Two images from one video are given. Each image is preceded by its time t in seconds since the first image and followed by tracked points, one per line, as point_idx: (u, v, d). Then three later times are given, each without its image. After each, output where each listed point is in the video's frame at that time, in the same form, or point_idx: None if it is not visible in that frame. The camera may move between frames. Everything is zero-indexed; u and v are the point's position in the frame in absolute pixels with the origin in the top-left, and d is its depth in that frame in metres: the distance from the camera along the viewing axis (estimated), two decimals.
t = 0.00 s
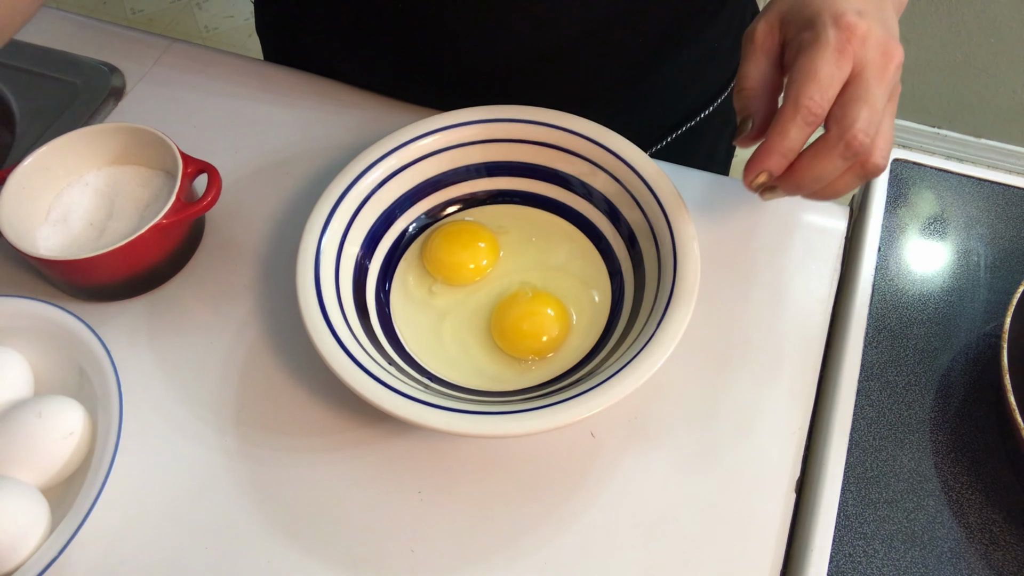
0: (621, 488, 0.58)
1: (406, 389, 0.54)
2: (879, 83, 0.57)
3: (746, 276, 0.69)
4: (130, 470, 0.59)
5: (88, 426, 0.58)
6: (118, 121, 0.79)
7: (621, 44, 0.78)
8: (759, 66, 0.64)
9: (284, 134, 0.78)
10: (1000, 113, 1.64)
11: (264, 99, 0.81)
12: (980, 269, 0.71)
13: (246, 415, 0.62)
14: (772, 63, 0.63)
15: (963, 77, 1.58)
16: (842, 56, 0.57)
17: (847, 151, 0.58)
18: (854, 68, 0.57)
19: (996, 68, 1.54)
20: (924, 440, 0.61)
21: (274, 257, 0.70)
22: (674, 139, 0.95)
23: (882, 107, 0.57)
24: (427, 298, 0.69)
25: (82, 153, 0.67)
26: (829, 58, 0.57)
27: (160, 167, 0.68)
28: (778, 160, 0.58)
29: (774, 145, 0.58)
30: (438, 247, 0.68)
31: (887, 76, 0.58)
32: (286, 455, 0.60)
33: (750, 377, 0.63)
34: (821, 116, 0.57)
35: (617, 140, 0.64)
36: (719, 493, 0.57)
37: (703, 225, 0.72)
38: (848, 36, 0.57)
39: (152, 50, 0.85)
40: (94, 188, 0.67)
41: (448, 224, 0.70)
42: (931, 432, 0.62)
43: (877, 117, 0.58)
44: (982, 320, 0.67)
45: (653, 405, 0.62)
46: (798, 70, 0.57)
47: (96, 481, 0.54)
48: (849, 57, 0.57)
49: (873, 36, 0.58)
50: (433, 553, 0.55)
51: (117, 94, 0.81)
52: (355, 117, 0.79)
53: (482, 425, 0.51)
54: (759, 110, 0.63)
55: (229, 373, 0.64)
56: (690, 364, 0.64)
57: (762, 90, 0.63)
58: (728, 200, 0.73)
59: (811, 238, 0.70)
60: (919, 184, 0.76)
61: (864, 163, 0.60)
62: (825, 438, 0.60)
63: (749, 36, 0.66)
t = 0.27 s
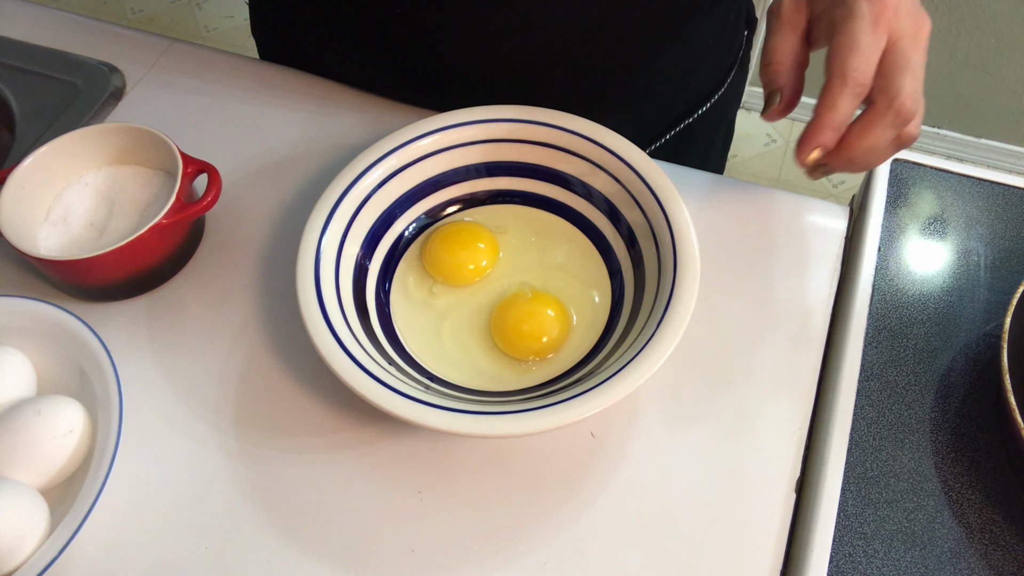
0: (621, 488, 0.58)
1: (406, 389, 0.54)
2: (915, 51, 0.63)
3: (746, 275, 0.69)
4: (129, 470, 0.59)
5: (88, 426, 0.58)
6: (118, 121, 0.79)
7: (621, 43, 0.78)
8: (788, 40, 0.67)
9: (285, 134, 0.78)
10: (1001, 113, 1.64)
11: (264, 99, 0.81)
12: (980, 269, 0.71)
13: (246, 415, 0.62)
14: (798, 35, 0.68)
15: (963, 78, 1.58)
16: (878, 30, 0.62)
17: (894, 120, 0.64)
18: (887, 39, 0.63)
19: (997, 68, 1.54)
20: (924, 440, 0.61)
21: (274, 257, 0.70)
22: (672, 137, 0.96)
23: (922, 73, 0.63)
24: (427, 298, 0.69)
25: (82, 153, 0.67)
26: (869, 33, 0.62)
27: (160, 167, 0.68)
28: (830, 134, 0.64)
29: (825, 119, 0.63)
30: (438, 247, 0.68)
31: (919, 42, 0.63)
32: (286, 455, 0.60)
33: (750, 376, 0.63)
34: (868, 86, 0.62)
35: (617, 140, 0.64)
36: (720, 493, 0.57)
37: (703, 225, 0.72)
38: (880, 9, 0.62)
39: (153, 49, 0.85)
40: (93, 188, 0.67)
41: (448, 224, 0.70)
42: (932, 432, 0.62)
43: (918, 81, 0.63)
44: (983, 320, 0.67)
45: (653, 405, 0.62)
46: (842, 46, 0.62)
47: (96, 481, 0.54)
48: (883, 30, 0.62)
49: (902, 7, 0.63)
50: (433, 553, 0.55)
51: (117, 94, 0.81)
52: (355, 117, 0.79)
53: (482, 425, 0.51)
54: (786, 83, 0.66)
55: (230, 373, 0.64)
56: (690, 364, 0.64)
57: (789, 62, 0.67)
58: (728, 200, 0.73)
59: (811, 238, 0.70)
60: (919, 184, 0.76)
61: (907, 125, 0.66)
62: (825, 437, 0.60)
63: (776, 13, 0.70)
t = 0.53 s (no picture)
0: (621, 488, 0.58)
1: (406, 389, 0.54)
2: (930, 20, 0.66)
3: (747, 275, 0.69)
4: (130, 470, 0.59)
5: (88, 426, 0.58)
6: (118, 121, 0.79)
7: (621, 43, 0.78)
8: (796, 19, 0.69)
9: (285, 134, 0.78)
10: (1000, 114, 1.64)
11: (264, 99, 0.81)
12: (980, 269, 0.71)
13: (246, 415, 0.62)
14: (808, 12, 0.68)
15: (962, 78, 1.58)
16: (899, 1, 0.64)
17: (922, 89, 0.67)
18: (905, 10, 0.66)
19: (996, 68, 1.54)
20: (924, 440, 0.61)
21: (274, 257, 0.70)
22: (670, 134, 0.96)
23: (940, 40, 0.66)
24: (426, 298, 0.69)
25: (81, 153, 0.67)
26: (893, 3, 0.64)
27: (160, 167, 0.68)
28: (867, 100, 0.64)
29: (862, 86, 0.64)
30: (437, 248, 0.68)
31: (932, 12, 0.67)
32: (286, 455, 0.60)
33: (751, 376, 0.63)
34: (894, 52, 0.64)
35: (617, 140, 0.64)
36: (720, 493, 0.57)
37: (704, 225, 0.72)
38: None
39: (153, 50, 0.85)
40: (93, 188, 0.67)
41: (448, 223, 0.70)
42: (932, 432, 0.62)
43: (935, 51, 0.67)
44: (982, 320, 0.67)
45: (653, 406, 0.62)
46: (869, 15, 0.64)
47: (96, 481, 0.54)
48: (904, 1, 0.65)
49: None
50: (431, 554, 0.55)
51: (117, 94, 0.81)
52: (355, 118, 0.79)
53: (482, 425, 0.51)
54: (794, 62, 0.68)
55: (229, 373, 0.64)
56: (689, 364, 0.64)
57: (799, 42, 0.68)
58: (727, 199, 0.73)
59: (811, 238, 0.70)
60: (919, 183, 0.76)
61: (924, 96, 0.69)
62: (825, 438, 0.60)
63: None
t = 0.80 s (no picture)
0: (621, 488, 0.58)
1: (406, 390, 0.54)
2: (953, 21, 0.70)
3: (747, 276, 0.69)
4: (129, 471, 0.59)
5: (88, 426, 0.58)
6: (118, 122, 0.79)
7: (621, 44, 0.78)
8: (819, 27, 0.72)
9: (285, 134, 0.78)
10: (1000, 115, 1.64)
11: (264, 100, 0.81)
12: (980, 270, 0.71)
13: (246, 416, 0.62)
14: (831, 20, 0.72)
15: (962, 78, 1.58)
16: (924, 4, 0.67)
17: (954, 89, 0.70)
18: (929, 15, 0.69)
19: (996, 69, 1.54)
20: (924, 441, 0.61)
21: (274, 258, 0.70)
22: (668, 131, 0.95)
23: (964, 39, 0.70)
24: (427, 299, 0.69)
25: (82, 153, 0.67)
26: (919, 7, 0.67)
27: (160, 167, 0.68)
28: (907, 104, 0.67)
29: (899, 91, 0.66)
30: (437, 249, 0.68)
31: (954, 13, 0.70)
32: (286, 455, 0.60)
33: (751, 377, 0.63)
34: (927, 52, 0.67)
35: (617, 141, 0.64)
36: (720, 494, 0.57)
37: (704, 226, 0.72)
38: None
39: (153, 50, 0.85)
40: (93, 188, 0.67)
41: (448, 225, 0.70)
42: (932, 433, 0.62)
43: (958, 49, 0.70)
44: (983, 321, 0.67)
45: (653, 406, 0.62)
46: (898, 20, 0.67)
47: (96, 482, 0.54)
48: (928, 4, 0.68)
49: None
50: (432, 555, 0.55)
51: (118, 95, 0.81)
52: (355, 119, 0.79)
53: (482, 426, 0.51)
54: (818, 67, 0.71)
55: (229, 374, 0.64)
56: (689, 364, 0.64)
57: (822, 48, 0.72)
58: (727, 200, 0.73)
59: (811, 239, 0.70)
60: (920, 185, 0.76)
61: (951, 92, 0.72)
62: (825, 439, 0.60)
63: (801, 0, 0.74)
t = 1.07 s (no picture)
0: (622, 488, 0.58)
1: (407, 388, 0.54)
2: (952, 10, 0.71)
3: (747, 274, 0.69)
4: (129, 470, 0.59)
5: (88, 425, 0.58)
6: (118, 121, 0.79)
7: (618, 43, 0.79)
8: (817, 21, 0.74)
9: (284, 134, 0.78)
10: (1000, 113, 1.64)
11: (264, 99, 0.81)
12: (980, 269, 0.71)
13: (246, 415, 0.62)
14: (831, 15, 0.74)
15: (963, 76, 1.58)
16: None
17: (957, 77, 0.72)
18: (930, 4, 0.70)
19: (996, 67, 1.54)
20: (923, 440, 0.61)
21: (274, 257, 0.70)
22: (665, 128, 0.94)
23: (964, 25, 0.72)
24: (426, 299, 0.68)
25: (81, 152, 0.67)
26: None
27: (159, 166, 0.68)
28: (908, 93, 0.70)
29: (900, 82, 0.69)
30: (437, 248, 0.68)
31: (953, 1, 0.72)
32: (286, 455, 0.60)
33: (750, 376, 0.63)
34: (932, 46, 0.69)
35: (617, 139, 0.64)
36: (720, 493, 0.57)
37: (704, 225, 0.72)
38: None
39: (153, 49, 0.85)
40: (93, 186, 0.67)
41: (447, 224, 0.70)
42: (932, 432, 0.62)
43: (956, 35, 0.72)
44: (983, 320, 0.67)
45: (653, 405, 0.62)
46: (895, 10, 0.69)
47: (95, 482, 0.54)
48: None
49: None
50: (431, 555, 0.55)
51: (117, 94, 0.81)
52: (354, 118, 0.79)
53: (482, 425, 0.51)
54: (811, 60, 0.74)
55: (230, 373, 0.64)
56: (689, 363, 0.64)
57: (817, 40, 0.74)
58: (727, 199, 0.73)
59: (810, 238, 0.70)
60: (920, 183, 0.76)
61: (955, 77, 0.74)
62: (825, 437, 0.60)
63: None
